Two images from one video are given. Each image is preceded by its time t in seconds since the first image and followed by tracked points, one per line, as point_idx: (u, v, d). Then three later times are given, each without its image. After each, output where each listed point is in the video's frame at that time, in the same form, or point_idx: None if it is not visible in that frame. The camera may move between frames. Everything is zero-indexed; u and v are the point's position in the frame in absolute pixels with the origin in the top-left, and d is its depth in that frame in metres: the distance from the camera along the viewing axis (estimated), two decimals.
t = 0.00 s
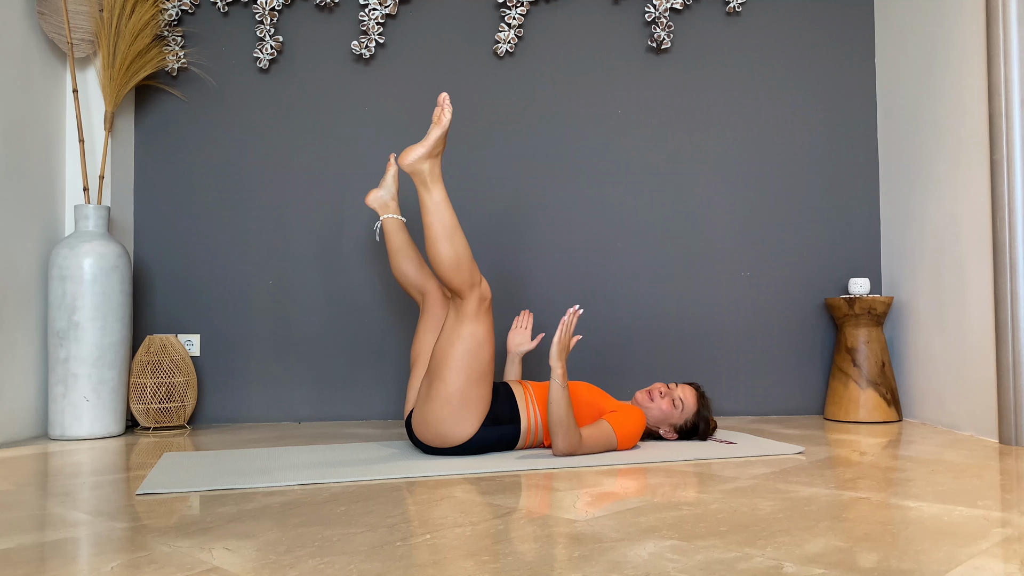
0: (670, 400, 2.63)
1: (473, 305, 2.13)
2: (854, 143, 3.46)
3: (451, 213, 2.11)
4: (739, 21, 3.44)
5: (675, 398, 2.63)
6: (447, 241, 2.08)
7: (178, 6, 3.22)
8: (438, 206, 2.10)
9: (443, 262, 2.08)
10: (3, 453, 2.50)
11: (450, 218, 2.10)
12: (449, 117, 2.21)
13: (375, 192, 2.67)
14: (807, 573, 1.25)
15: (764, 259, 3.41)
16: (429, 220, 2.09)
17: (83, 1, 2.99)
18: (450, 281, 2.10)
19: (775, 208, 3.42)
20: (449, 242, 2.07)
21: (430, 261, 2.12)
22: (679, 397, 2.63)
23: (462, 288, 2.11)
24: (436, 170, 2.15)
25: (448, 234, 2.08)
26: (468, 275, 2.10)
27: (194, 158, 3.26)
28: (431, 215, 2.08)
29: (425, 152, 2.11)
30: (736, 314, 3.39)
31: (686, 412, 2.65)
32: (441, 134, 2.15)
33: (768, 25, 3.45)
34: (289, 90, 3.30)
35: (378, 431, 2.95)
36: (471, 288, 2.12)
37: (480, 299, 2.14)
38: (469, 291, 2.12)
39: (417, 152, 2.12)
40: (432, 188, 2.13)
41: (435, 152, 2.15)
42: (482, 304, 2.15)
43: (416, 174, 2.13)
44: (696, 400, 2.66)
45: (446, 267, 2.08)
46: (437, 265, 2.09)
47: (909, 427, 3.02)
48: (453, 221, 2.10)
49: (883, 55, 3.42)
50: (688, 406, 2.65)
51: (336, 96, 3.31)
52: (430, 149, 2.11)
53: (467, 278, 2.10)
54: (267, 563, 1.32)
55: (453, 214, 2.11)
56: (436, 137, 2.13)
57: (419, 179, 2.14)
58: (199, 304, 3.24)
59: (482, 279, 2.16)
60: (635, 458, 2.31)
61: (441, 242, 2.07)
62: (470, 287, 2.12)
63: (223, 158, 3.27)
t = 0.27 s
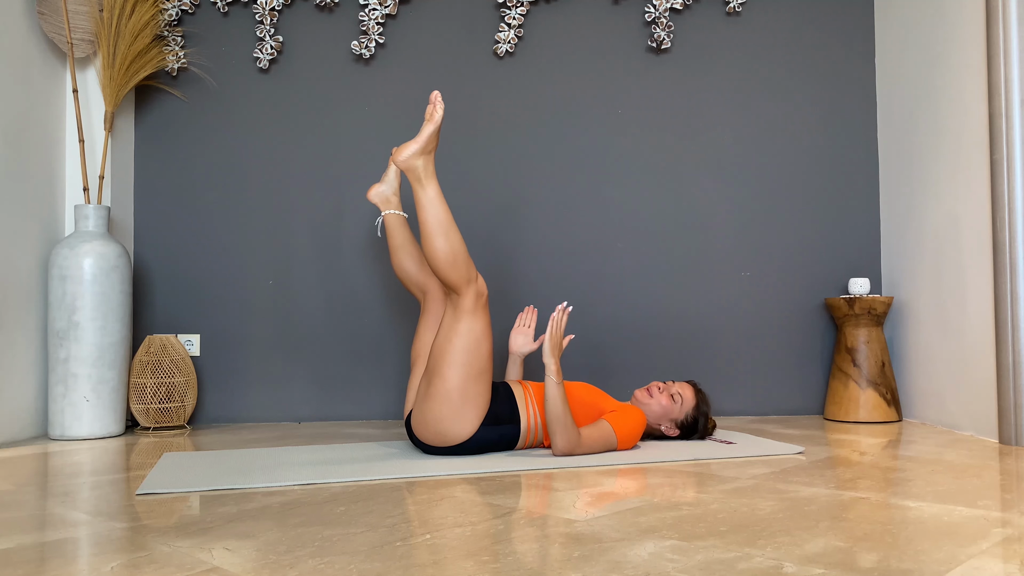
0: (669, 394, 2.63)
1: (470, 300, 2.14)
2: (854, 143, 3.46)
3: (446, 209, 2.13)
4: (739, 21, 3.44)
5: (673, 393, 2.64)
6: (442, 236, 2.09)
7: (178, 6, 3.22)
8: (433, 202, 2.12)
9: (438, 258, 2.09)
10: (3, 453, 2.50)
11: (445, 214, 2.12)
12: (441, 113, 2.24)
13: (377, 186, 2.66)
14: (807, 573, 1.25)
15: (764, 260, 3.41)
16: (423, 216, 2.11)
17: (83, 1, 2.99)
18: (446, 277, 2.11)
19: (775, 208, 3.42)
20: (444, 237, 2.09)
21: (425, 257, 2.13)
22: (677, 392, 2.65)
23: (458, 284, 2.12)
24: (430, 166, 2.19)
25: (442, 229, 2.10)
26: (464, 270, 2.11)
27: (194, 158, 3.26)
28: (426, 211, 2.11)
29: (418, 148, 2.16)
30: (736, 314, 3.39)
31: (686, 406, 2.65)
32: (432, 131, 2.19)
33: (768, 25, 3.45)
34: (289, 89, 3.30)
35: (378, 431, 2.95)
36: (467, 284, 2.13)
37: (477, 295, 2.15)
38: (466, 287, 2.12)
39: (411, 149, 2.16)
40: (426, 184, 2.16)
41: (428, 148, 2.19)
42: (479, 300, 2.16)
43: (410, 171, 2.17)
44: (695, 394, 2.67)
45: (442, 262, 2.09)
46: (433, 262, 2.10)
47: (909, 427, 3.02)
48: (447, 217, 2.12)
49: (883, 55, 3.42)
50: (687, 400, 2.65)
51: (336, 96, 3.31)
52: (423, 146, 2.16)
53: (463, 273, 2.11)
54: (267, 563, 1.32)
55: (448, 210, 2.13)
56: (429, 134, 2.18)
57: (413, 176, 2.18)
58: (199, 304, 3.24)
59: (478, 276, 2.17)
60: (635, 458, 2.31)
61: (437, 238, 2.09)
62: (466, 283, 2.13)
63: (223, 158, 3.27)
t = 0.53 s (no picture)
0: (665, 387, 2.64)
1: (466, 296, 2.15)
2: (854, 143, 3.46)
3: (440, 205, 2.13)
4: (739, 21, 3.44)
5: (669, 386, 2.64)
6: (436, 232, 2.10)
7: (178, 6, 3.23)
8: (426, 199, 2.12)
9: (433, 255, 2.09)
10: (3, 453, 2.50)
11: (438, 210, 2.12)
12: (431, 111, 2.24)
13: (377, 179, 2.66)
14: (807, 573, 1.25)
15: (764, 260, 3.41)
16: (417, 212, 2.11)
17: (83, 1, 2.99)
18: (441, 273, 2.12)
19: (775, 208, 3.42)
20: (438, 233, 2.09)
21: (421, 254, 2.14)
22: (673, 385, 2.65)
23: (453, 280, 2.12)
24: (423, 164, 2.18)
25: (436, 226, 2.10)
26: (458, 266, 2.12)
27: (194, 158, 3.26)
28: (421, 208, 2.11)
29: (411, 146, 2.15)
30: (736, 314, 3.39)
31: (682, 397, 2.66)
32: (425, 128, 2.19)
33: (768, 25, 3.45)
34: (289, 89, 3.30)
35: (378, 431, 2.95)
36: (462, 280, 2.13)
37: (472, 291, 2.15)
38: (461, 282, 2.13)
39: (403, 146, 2.15)
40: (419, 181, 2.15)
41: (421, 145, 2.18)
42: (474, 296, 2.16)
43: (402, 168, 2.16)
44: (691, 387, 2.68)
45: (436, 259, 2.10)
46: (428, 258, 2.10)
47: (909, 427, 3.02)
48: (441, 213, 2.12)
49: (883, 55, 3.42)
50: (685, 393, 2.66)
51: (336, 96, 3.31)
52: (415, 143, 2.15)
53: (458, 269, 2.12)
54: (267, 563, 1.32)
55: (441, 206, 2.13)
56: (420, 130, 2.17)
57: (406, 173, 2.17)
58: (199, 304, 3.24)
59: (473, 272, 2.18)
60: (635, 458, 2.32)
61: (431, 234, 2.09)
62: (462, 279, 2.13)
63: (223, 158, 3.27)
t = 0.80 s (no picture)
0: (662, 382, 2.66)
1: (463, 293, 2.15)
2: (854, 144, 3.46)
3: (436, 204, 2.13)
4: (739, 21, 3.44)
5: (665, 381, 2.67)
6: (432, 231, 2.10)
7: (178, 6, 3.23)
8: (422, 198, 2.12)
9: (430, 252, 2.10)
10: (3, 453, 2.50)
11: (434, 208, 2.12)
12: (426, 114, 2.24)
13: (383, 172, 2.59)
14: (807, 573, 1.25)
15: (764, 260, 3.41)
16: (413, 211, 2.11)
17: (83, 1, 2.99)
18: (438, 271, 2.12)
19: (775, 208, 3.42)
20: (434, 231, 2.10)
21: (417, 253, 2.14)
22: (669, 380, 2.67)
23: (450, 277, 2.13)
24: (418, 165, 2.17)
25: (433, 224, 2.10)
26: (454, 264, 2.12)
27: (194, 158, 3.26)
28: (417, 207, 2.11)
29: (406, 146, 2.14)
30: (736, 314, 3.39)
31: (680, 392, 2.67)
32: (420, 127, 2.19)
33: (768, 25, 3.45)
34: (289, 90, 3.30)
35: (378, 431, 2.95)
36: (459, 277, 2.14)
37: (469, 288, 2.16)
38: (458, 280, 2.14)
39: (399, 147, 2.15)
40: (414, 181, 2.15)
41: (416, 145, 2.18)
42: (471, 294, 2.17)
43: (398, 168, 2.15)
44: (688, 383, 2.70)
45: (433, 256, 2.10)
46: (426, 257, 2.11)
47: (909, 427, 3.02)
48: (437, 212, 2.12)
49: (884, 55, 3.42)
50: (682, 387, 2.68)
51: (336, 96, 3.31)
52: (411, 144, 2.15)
53: (454, 266, 2.12)
54: (267, 563, 1.32)
55: (437, 206, 2.12)
56: (416, 131, 2.17)
57: (402, 173, 2.16)
58: (199, 304, 3.24)
59: (469, 270, 2.18)
60: (635, 458, 2.32)
61: (427, 233, 2.10)
62: (458, 276, 2.14)
63: (223, 158, 3.27)
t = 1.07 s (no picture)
0: (661, 382, 2.67)
1: (460, 292, 2.17)
2: (854, 144, 3.46)
3: (433, 204, 2.17)
4: (739, 21, 3.44)
5: (665, 381, 2.68)
6: (429, 231, 2.15)
7: (178, 6, 3.23)
8: (420, 199, 2.17)
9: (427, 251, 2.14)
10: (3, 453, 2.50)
11: (432, 209, 2.17)
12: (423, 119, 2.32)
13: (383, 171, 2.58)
14: (807, 573, 1.25)
15: (764, 260, 3.41)
16: (411, 212, 2.16)
17: (83, 1, 2.99)
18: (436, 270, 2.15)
19: (775, 208, 3.42)
20: (432, 232, 2.14)
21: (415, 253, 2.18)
22: (668, 380, 2.69)
23: (447, 275, 2.16)
24: (416, 167, 2.24)
25: (430, 224, 2.15)
26: (451, 263, 2.16)
27: (194, 158, 3.26)
28: (415, 208, 2.15)
29: (404, 148, 2.21)
30: (736, 314, 3.39)
31: (679, 390, 2.68)
32: (417, 130, 2.25)
33: (767, 26, 3.45)
34: (289, 90, 3.30)
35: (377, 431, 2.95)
36: (457, 276, 2.17)
37: (466, 287, 2.18)
38: (455, 278, 2.17)
39: (397, 150, 2.21)
40: (413, 183, 2.21)
41: (414, 148, 2.25)
42: (469, 293, 2.19)
43: (396, 171, 2.21)
44: (686, 382, 2.72)
45: (431, 255, 2.14)
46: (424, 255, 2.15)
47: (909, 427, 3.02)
48: (434, 213, 2.17)
49: (884, 55, 3.42)
50: (681, 386, 2.70)
51: (336, 96, 3.31)
52: (409, 146, 2.22)
53: (451, 265, 2.16)
54: (267, 563, 1.32)
55: (435, 207, 2.18)
56: (414, 133, 2.24)
57: (400, 175, 2.22)
58: (199, 304, 3.24)
59: (467, 270, 2.21)
60: (635, 458, 2.31)
61: (424, 232, 2.14)
62: (455, 275, 2.17)
63: (223, 158, 3.27)
